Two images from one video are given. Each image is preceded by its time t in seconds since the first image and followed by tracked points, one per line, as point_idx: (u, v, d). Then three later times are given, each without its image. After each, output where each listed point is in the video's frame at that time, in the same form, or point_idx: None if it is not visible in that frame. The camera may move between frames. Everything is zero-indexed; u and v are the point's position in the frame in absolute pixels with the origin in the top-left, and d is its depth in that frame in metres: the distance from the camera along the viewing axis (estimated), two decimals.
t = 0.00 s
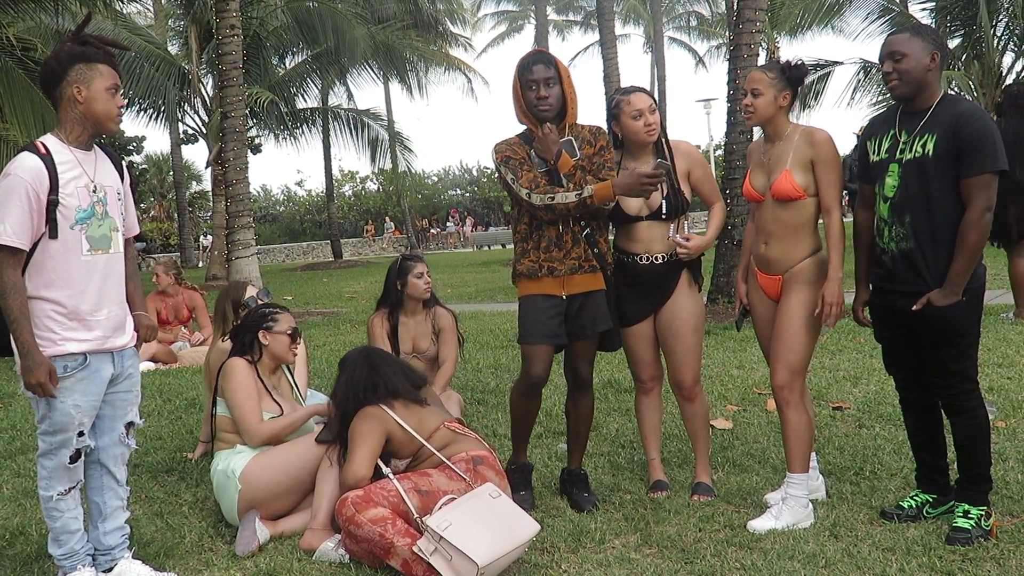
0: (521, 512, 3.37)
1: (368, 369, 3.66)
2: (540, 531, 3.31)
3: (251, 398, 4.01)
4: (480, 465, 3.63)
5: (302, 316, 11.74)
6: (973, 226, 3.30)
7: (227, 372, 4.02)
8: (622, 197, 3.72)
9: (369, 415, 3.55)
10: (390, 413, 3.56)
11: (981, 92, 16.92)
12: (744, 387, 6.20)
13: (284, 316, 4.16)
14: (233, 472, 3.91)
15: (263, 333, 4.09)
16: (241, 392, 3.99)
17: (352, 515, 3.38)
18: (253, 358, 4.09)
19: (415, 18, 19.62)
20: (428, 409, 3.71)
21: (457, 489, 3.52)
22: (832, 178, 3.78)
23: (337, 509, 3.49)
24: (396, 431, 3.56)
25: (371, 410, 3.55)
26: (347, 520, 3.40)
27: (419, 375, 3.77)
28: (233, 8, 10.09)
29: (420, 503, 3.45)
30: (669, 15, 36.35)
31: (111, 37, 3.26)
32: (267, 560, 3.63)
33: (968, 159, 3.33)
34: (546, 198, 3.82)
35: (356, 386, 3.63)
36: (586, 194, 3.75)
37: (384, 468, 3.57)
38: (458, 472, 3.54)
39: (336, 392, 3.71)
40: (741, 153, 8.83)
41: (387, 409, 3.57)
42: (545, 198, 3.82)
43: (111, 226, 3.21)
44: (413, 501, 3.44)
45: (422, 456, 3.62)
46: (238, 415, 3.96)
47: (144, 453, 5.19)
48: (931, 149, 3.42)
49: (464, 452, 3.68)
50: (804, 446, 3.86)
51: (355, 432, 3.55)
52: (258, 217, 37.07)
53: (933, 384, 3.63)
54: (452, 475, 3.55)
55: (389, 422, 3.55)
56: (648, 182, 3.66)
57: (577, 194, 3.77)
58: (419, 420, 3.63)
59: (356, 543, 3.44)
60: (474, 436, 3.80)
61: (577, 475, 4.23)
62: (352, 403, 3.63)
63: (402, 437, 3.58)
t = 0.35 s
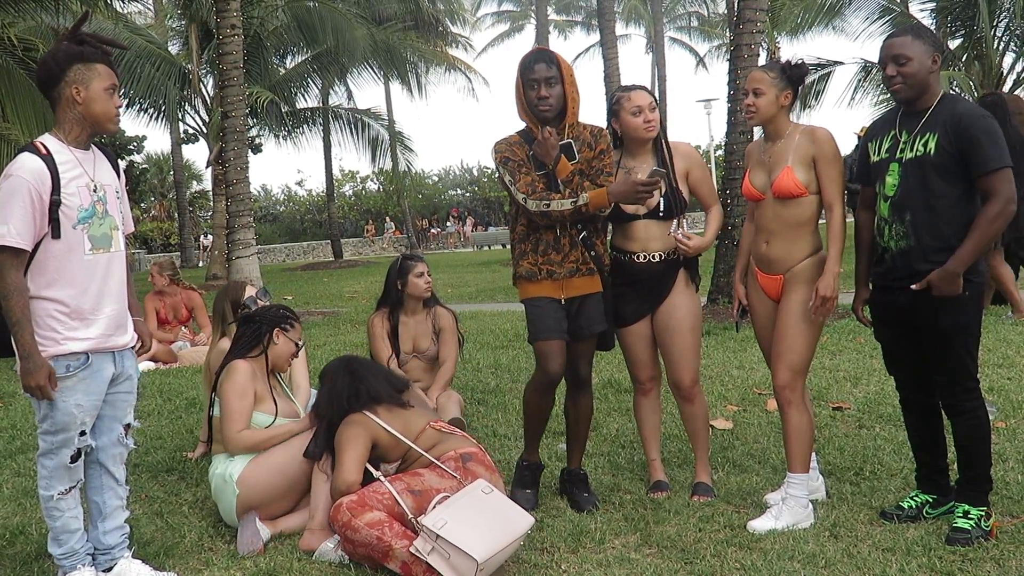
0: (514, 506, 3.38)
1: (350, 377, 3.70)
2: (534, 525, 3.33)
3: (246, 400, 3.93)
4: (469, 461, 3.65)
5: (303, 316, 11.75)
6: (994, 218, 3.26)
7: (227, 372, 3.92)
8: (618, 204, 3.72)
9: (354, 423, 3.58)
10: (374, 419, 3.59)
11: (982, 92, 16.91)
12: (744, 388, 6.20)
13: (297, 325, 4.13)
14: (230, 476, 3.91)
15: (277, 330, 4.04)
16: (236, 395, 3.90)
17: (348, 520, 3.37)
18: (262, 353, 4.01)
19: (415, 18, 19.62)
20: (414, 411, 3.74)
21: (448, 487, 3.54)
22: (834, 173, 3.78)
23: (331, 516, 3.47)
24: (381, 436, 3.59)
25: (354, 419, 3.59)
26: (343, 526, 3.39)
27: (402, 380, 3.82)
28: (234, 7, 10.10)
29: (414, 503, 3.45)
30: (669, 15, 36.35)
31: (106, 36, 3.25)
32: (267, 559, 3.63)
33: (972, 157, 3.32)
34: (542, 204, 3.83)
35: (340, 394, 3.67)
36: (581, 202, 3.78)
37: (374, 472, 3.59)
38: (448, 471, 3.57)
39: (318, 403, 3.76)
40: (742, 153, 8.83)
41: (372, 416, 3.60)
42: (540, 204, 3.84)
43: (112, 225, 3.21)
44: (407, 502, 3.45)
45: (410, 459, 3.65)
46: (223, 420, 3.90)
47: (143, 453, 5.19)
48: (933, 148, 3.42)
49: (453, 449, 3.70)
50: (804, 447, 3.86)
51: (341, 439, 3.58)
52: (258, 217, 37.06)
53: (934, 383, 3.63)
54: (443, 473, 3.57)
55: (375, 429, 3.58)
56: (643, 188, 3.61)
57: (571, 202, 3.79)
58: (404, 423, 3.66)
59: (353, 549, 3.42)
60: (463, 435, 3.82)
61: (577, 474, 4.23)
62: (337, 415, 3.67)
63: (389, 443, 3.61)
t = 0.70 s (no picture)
0: (511, 501, 3.37)
1: (337, 377, 3.71)
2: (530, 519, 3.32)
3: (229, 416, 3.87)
4: (463, 457, 3.65)
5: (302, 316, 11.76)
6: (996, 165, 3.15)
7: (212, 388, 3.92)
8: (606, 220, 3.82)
9: (344, 419, 3.58)
10: (365, 412, 3.60)
11: (981, 92, 16.91)
12: (743, 388, 6.20)
13: (290, 335, 4.02)
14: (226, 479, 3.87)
15: (262, 338, 3.99)
16: (219, 413, 3.84)
17: (347, 518, 3.38)
18: (246, 365, 3.99)
19: (415, 18, 19.62)
20: (405, 408, 3.76)
21: (445, 481, 3.53)
22: (835, 173, 3.78)
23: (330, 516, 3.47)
24: (374, 432, 3.60)
25: (346, 414, 3.59)
26: (342, 524, 3.39)
27: (389, 378, 3.84)
28: (234, 7, 10.09)
29: (412, 499, 3.45)
30: (669, 15, 36.33)
31: (102, 35, 3.25)
32: (265, 559, 3.63)
33: (975, 151, 3.32)
34: (530, 214, 3.86)
35: (328, 397, 3.67)
36: (570, 214, 3.83)
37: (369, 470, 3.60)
38: (443, 466, 3.57)
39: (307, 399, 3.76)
40: (742, 153, 8.82)
41: (364, 410, 3.60)
42: (529, 212, 3.87)
43: (111, 224, 3.21)
44: (405, 498, 3.45)
45: (405, 454, 3.66)
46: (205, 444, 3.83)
47: (143, 452, 5.19)
48: (935, 146, 3.43)
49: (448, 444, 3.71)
50: (803, 446, 3.85)
51: (332, 436, 3.57)
52: (258, 217, 37.05)
53: (934, 382, 3.63)
54: (438, 469, 3.58)
55: (365, 424, 3.58)
56: (631, 205, 3.76)
57: (561, 213, 3.83)
58: (397, 420, 3.68)
59: (353, 548, 3.42)
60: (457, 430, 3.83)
61: (577, 473, 4.24)
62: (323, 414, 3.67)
63: (383, 439, 3.62)
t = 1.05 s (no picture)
0: (513, 500, 3.35)
1: (355, 360, 3.72)
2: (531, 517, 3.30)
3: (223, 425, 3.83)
4: (468, 454, 3.65)
5: (302, 312, 11.76)
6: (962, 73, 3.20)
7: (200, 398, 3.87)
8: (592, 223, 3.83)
9: (355, 402, 3.56)
10: (375, 397, 3.58)
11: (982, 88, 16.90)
12: (743, 383, 6.20)
13: (267, 337, 3.89)
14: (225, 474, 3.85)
15: (237, 344, 3.90)
16: (212, 422, 3.80)
17: (348, 512, 3.38)
18: (227, 374, 3.94)
19: (414, 14, 19.59)
20: (414, 399, 3.75)
21: (446, 478, 3.55)
22: (835, 169, 3.77)
23: (333, 507, 3.48)
24: (384, 419, 3.59)
25: (355, 399, 3.57)
26: (344, 517, 3.39)
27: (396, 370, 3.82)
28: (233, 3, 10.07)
29: (413, 495, 3.46)
30: (669, 11, 36.27)
31: (96, 28, 3.23)
32: (265, 555, 3.62)
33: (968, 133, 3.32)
34: (517, 224, 3.84)
35: (343, 379, 3.65)
36: (555, 222, 3.83)
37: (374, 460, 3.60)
38: (448, 462, 3.58)
39: (320, 380, 3.74)
40: (742, 149, 8.81)
41: (375, 395, 3.59)
42: (515, 223, 3.85)
43: (110, 220, 3.20)
44: (407, 493, 3.46)
45: (412, 445, 3.65)
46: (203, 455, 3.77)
47: (143, 448, 5.19)
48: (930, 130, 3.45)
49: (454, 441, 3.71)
50: (804, 443, 3.85)
51: (342, 421, 3.55)
52: (258, 213, 37.04)
53: (934, 378, 3.63)
54: (442, 465, 3.59)
55: (375, 409, 3.57)
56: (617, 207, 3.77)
57: (546, 221, 3.82)
58: (406, 409, 3.67)
59: (354, 541, 3.42)
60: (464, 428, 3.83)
61: (576, 469, 4.24)
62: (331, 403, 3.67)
63: (392, 426, 3.61)
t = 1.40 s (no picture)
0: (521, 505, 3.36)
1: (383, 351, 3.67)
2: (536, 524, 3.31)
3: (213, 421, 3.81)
4: (480, 456, 3.62)
5: (302, 308, 11.76)
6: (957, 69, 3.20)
7: (187, 397, 3.85)
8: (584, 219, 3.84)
9: (376, 392, 3.51)
10: (397, 388, 3.54)
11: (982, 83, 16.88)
12: (743, 379, 6.20)
13: (252, 332, 3.89)
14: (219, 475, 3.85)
15: (221, 342, 3.88)
16: (203, 419, 3.79)
17: (352, 503, 3.37)
18: (214, 372, 3.92)
19: (414, 10, 19.55)
20: (435, 394, 3.70)
21: (456, 477, 3.53)
22: (834, 165, 3.77)
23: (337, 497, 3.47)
24: (404, 411, 3.55)
25: (376, 389, 3.51)
26: (346, 507, 3.39)
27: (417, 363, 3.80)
28: None
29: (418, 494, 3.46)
30: (669, 7, 36.20)
31: (92, 22, 3.21)
32: (264, 551, 3.62)
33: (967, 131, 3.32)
34: (511, 220, 3.83)
35: (374, 367, 3.60)
36: (549, 217, 3.82)
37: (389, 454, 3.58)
38: (459, 462, 3.55)
39: (340, 366, 3.68)
40: (741, 145, 8.80)
41: (397, 387, 3.55)
42: (509, 218, 3.84)
43: (106, 215, 3.19)
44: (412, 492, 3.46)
45: (428, 441, 3.61)
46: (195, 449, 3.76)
47: (142, 444, 5.19)
48: (926, 126, 3.44)
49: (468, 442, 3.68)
50: (803, 438, 3.86)
51: (360, 411, 3.50)
52: (258, 209, 37.04)
53: (933, 373, 3.63)
54: (452, 464, 3.56)
55: (395, 402, 3.51)
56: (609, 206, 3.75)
57: (540, 217, 3.81)
58: (426, 403, 3.63)
59: (354, 532, 3.43)
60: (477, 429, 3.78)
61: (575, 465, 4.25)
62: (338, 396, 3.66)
63: (410, 420, 3.57)
